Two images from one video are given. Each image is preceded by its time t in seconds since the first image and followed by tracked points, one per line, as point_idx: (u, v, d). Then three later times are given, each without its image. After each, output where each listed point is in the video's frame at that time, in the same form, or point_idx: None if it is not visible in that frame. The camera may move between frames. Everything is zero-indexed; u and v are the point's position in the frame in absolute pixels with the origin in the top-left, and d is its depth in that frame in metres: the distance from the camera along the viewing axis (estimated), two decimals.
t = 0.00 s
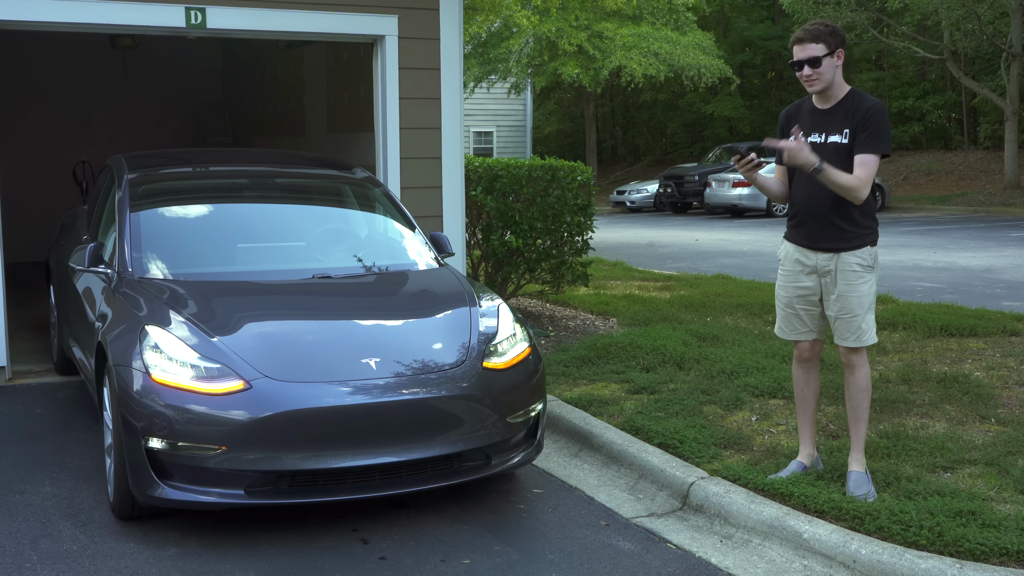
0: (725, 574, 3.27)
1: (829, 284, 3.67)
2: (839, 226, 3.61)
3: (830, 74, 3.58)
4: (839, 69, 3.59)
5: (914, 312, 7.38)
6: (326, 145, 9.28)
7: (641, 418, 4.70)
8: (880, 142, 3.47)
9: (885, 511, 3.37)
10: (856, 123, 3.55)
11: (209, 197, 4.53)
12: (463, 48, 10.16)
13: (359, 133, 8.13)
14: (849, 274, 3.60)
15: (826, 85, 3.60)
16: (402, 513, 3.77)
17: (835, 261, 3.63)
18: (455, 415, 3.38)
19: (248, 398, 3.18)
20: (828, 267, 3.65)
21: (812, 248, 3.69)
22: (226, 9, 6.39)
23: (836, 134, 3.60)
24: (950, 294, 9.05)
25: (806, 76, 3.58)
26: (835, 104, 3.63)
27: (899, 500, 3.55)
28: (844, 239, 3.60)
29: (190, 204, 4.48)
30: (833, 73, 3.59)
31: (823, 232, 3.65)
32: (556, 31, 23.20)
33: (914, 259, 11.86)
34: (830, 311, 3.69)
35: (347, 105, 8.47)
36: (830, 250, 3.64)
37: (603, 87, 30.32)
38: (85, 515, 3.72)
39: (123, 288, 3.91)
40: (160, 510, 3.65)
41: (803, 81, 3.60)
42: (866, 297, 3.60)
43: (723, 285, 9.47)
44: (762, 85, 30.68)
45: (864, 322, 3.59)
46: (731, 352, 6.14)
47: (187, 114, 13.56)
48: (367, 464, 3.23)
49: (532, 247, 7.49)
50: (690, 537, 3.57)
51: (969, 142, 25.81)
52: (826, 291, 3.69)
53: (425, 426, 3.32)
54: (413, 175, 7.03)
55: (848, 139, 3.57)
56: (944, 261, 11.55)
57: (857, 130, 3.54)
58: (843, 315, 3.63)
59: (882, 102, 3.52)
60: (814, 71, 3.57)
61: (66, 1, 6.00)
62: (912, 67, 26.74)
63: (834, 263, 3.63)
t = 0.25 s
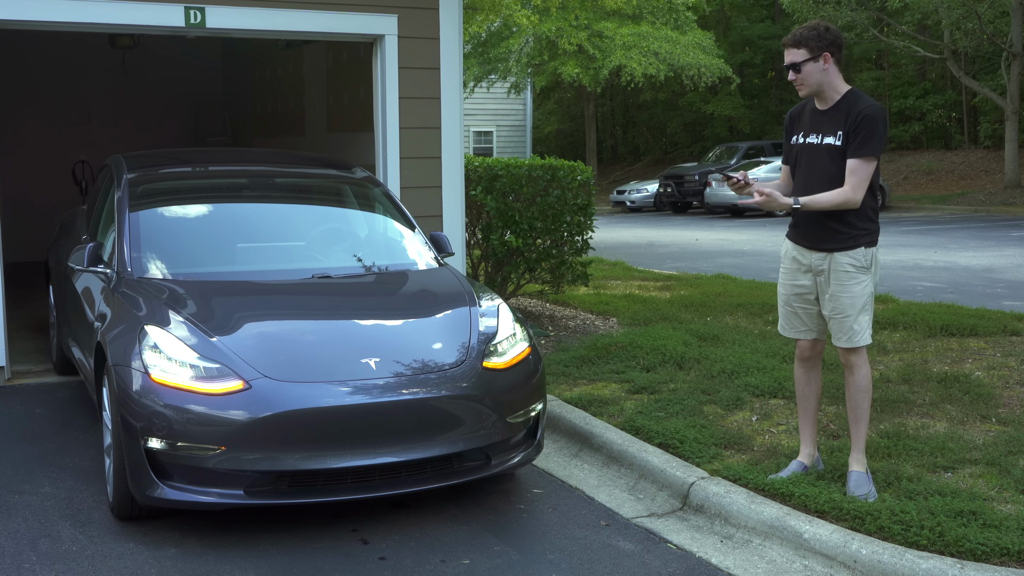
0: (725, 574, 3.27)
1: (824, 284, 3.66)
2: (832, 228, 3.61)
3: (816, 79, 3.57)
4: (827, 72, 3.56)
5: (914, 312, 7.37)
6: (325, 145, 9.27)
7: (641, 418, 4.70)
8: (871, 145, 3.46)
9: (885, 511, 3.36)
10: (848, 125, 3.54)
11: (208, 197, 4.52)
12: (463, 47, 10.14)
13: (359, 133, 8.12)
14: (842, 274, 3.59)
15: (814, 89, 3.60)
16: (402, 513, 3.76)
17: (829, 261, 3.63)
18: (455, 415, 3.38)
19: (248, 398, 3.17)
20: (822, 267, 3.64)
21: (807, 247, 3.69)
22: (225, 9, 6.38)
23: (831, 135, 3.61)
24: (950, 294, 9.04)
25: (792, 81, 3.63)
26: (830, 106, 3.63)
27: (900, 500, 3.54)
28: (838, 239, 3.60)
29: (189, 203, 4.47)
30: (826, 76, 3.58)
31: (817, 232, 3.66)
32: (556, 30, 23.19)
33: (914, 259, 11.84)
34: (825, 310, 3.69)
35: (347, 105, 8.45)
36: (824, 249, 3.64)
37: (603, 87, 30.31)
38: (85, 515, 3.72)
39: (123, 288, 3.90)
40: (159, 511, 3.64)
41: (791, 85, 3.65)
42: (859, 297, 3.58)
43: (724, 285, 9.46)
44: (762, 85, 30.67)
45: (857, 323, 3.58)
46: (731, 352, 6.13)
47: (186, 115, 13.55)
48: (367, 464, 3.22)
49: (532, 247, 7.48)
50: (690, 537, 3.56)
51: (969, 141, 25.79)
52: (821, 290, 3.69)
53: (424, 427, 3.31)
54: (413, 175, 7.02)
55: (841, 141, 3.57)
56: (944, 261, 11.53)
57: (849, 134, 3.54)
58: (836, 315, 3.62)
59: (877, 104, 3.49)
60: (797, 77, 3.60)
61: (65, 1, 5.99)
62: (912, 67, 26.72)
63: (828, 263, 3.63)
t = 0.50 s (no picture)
0: (726, 574, 3.27)
1: (826, 284, 3.66)
2: (833, 228, 3.61)
3: (823, 76, 3.57)
4: (833, 70, 3.57)
5: (914, 313, 7.37)
6: (326, 145, 9.27)
7: (641, 418, 4.70)
8: (870, 144, 3.46)
9: (886, 511, 3.36)
10: (847, 125, 3.54)
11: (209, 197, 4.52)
12: (463, 47, 10.15)
13: (359, 133, 8.12)
14: (844, 274, 3.59)
15: (819, 86, 3.59)
16: (402, 514, 3.76)
17: (830, 261, 3.62)
18: (457, 416, 3.37)
19: (249, 399, 3.17)
20: (824, 267, 3.64)
21: (809, 247, 3.69)
22: (225, 9, 6.38)
23: (830, 136, 3.61)
24: (950, 294, 9.04)
25: (799, 75, 3.59)
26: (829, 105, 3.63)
27: (900, 500, 3.54)
28: (839, 240, 3.60)
29: (190, 203, 4.47)
30: (829, 73, 3.58)
31: (817, 232, 3.66)
32: (556, 31, 23.19)
33: (914, 259, 11.85)
34: (826, 311, 3.68)
35: (347, 105, 8.45)
36: (825, 250, 3.63)
37: (603, 87, 30.32)
38: (85, 515, 3.72)
39: (123, 288, 3.90)
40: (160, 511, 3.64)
41: (796, 79, 3.61)
42: (861, 298, 3.58)
43: (724, 285, 9.46)
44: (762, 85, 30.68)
45: (860, 322, 3.57)
46: (731, 352, 6.13)
47: (187, 114, 13.55)
48: (369, 465, 3.22)
49: (532, 247, 7.49)
50: (690, 538, 3.56)
51: (969, 141, 25.79)
52: (822, 290, 3.68)
53: (427, 427, 3.31)
54: (413, 175, 7.02)
55: (841, 141, 3.57)
56: (944, 261, 11.54)
57: (848, 133, 3.54)
58: (839, 315, 3.62)
59: (875, 103, 3.49)
60: (808, 70, 3.57)
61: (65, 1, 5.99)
62: (912, 67, 26.72)
63: (829, 264, 3.63)
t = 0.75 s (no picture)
0: (727, 574, 3.27)
1: (830, 284, 3.66)
2: (839, 227, 3.60)
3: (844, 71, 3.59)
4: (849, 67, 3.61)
5: (915, 313, 7.37)
6: (326, 145, 9.28)
7: (642, 418, 4.70)
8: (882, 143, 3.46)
9: (886, 511, 3.36)
10: (856, 124, 3.54)
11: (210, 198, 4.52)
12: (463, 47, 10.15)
13: (359, 133, 8.12)
14: (850, 274, 3.59)
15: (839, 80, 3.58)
16: (403, 514, 3.76)
17: (835, 261, 3.62)
18: (460, 418, 3.38)
19: (251, 401, 3.18)
20: (828, 267, 3.64)
21: (813, 247, 3.68)
22: (225, 9, 6.38)
23: (836, 134, 3.58)
24: (951, 294, 9.05)
25: (828, 66, 3.55)
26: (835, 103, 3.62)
27: (901, 500, 3.54)
28: (846, 239, 3.59)
29: (191, 204, 4.48)
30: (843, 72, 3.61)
31: (822, 231, 3.64)
32: (557, 31, 23.19)
33: (915, 259, 11.85)
34: (830, 311, 3.68)
35: (347, 105, 8.46)
36: (829, 250, 3.63)
37: (604, 87, 30.33)
38: (85, 515, 3.72)
39: (124, 290, 3.91)
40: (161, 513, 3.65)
41: (822, 69, 3.56)
42: (866, 296, 3.59)
43: (724, 285, 9.46)
44: (763, 85, 30.72)
45: (865, 320, 3.58)
46: (732, 352, 6.13)
47: (187, 115, 13.56)
48: (372, 467, 3.23)
49: (532, 247, 7.49)
50: (691, 537, 3.56)
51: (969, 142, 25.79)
52: (826, 291, 3.68)
53: (430, 429, 3.31)
54: (413, 175, 7.02)
55: (847, 140, 3.56)
56: (944, 261, 11.54)
57: (857, 131, 3.53)
58: (844, 314, 3.61)
59: (880, 103, 3.53)
60: (836, 62, 3.56)
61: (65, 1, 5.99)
62: (912, 67, 26.73)
63: (834, 263, 3.63)
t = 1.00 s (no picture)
0: (726, 574, 3.26)
1: (830, 284, 3.65)
2: (840, 228, 3.60)
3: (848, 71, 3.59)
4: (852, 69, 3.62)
5: (915, 313, 7.36)
6: (325, 145, 9.28)
7: (642, 418, 4.69)
8: (888, 145, 3.47)
9: (887, 511, 3.36)
10: (859, 126, 3.54)
11: (210, 198, 4.52)
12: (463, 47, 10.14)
13: (359, 133, 8.11)
14: (850, 273, 3.59)
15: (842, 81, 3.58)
16: (403, 514, 3.76)
17: (835, 261, 3.62)
18: (461, 418, 3.37)
19: (251, 401, 3.17)
20: (828, 267, 3.64)
21: (813, 247, 3.68)
22: (225, 9, 6.38)
23: (838, 135, 3.58)
24: (951, 294, 9.04)
25: (830, 67, 3.55)
26: (837, 104, 3.61)
27: (901, 500, 3.53)
28: (845, 240, 3.59)
29: (190, 204, 4.47)
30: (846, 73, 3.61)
31: (823, 231, 3.64)
32: (557, 31, 23.18)
33: (915, 259, 11.85)
34: (830, 311, 3.68)
35: (347, 105, 8.45)
36: (829, 249, 3.63)
37: (604, 87, 30.33)
38: (85, 515, 3.72)
39: (124, 290, 3.90)
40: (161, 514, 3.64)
41: (826, 70, 3.56)
42: (866, 296, 3.59)
43: (724, 285, 9.45)
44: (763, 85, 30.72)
45: (864, 320, 3.58)
46: (732, 352, 6.13)
47: (187, 114, 13.55)
48: (372, 469, 3.22)
49: (532, 247, 7.48)
50: (691, 537, 3.56)
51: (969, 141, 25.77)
52: (826, 291, 3.68)
53: (431, 429, 3.31)
54: (413, 175, 7.02)
55: (851, 142, 3.56)
56: (945, 261, 11.53)
57: (861, 134, 3.54)
58: (844, 314, 3.61)
59: (883, 106, 3.54)
60: (839, 64, 3.56)
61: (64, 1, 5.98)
62: (912, 67, 26.71)
63: (835, 263, 3.62)
